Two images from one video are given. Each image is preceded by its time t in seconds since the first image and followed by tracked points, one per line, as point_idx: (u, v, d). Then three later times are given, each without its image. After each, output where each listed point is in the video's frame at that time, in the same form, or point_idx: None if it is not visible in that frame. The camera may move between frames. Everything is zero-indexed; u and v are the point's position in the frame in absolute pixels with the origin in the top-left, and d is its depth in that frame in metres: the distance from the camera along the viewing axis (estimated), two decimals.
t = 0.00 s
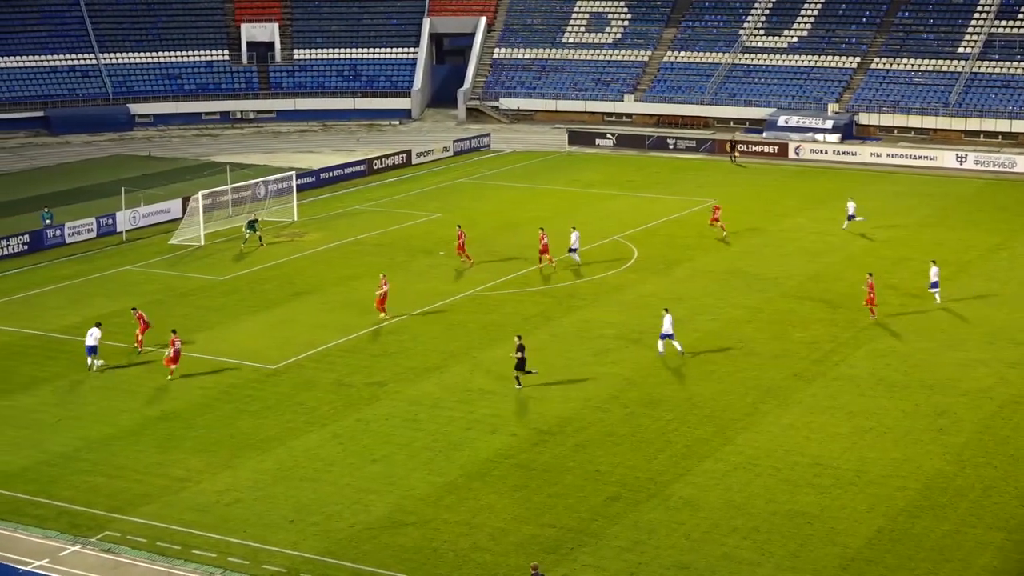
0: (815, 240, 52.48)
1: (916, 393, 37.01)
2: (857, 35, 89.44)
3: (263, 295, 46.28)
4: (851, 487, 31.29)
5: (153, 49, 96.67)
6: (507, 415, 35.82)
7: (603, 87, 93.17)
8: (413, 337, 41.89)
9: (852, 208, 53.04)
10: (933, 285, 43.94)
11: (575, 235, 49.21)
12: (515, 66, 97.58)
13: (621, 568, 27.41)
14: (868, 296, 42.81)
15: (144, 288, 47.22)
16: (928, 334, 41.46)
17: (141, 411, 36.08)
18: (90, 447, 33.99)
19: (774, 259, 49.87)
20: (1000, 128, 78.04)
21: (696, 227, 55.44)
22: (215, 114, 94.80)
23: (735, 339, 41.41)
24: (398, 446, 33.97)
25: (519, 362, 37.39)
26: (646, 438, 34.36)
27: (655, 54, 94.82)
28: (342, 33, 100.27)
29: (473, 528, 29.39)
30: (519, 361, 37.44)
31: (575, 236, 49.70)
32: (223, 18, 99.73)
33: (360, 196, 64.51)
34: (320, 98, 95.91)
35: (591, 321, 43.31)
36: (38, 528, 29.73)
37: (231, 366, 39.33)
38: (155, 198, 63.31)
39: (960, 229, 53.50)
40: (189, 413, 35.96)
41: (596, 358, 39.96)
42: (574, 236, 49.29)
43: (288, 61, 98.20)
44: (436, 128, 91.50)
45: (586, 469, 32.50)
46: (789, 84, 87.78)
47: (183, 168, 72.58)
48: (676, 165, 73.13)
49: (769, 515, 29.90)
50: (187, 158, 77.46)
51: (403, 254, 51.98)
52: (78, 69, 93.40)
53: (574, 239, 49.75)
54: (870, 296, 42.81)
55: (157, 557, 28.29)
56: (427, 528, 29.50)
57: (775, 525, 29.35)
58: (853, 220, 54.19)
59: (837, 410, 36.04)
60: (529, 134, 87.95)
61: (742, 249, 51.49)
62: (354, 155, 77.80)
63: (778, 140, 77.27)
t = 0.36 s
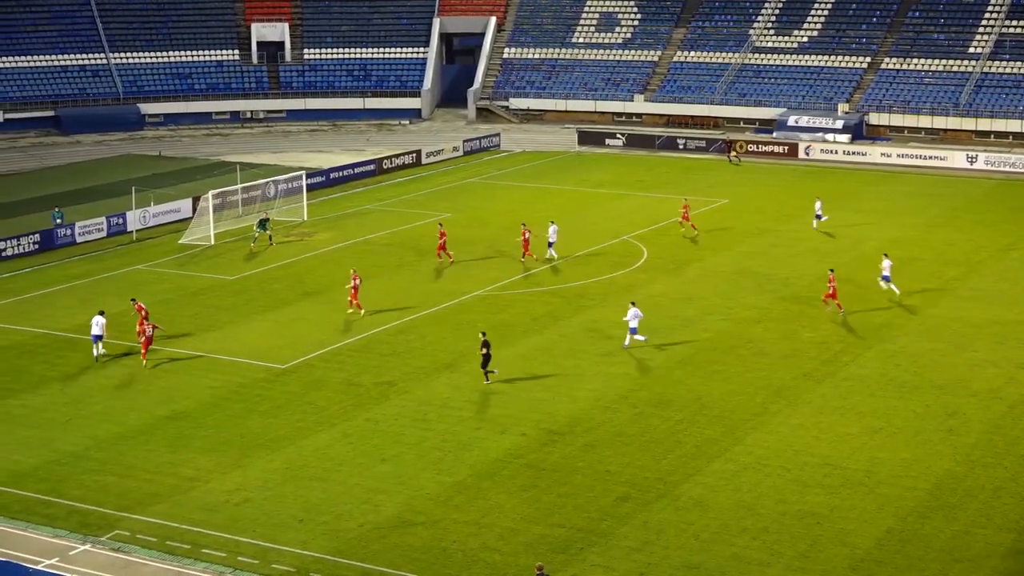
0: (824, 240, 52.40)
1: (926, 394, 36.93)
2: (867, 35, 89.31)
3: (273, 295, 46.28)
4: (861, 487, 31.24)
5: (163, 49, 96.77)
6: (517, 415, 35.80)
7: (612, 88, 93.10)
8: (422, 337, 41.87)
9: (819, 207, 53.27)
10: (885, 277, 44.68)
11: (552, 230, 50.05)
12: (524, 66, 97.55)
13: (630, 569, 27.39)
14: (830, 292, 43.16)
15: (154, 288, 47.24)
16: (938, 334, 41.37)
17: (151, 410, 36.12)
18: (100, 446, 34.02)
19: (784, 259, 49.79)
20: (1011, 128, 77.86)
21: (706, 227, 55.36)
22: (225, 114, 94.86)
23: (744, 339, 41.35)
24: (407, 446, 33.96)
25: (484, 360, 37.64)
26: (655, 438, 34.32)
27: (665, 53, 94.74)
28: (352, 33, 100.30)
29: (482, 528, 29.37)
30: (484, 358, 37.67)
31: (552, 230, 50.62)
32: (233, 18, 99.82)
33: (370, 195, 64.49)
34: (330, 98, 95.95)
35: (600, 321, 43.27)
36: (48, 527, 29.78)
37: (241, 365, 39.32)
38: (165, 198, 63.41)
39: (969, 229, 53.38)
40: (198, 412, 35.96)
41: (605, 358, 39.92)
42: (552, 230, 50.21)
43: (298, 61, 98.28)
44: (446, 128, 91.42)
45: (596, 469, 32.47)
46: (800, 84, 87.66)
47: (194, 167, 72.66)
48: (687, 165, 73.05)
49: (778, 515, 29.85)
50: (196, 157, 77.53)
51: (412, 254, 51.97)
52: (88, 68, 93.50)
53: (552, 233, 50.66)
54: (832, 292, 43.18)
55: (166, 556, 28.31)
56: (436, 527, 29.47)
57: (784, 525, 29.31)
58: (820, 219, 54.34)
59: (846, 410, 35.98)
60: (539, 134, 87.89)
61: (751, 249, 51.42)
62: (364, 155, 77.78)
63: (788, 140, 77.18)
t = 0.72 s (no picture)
0: (833, 241, 52.33)
1: (934, 394, 36.87)
2: (876, 35, 89.18)
3: (280, 295, 46.31)
4: (868, 488, 31.19)
5: (171, 49, 96.86)
6: (524, 415, 35.78)
7: (620, 88, 93.04)
8: (430, 337, 41.87)
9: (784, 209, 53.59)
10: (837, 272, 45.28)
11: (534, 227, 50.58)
12: (532, 66, 97.53)
13: (637, 569, 27.36)
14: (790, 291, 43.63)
15: (162, 287, 47.29)
16: (946, 335, 41.29)
17: (158, 409, 36.14)
18: (107, 446, 34.04)
19: (792, 260, 49.74)
20: (1019, 129, 77.74)
21: (713, 228, 55.31)
22: (232, 114, 94.94)
23: (752, 339, 41.30)
24: (414, 446, 33.96)
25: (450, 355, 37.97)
26: (663, 439, 34.29)
27: (673, 54, 94.67)
28: (360, 33, 100.29)
29: (490, 528, 29.37)
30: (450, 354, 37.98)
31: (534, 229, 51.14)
32: (240, 18, 99.92)
33: (378, 196, 64.50)
34: (338, 98, 95.89)
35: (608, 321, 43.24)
36: (56, 527, 29.81)
37: (248, 365, 39.33)
38: (173, 198, 63.46)
39: (977, 230, 53.28)
40: (206, 412, 35.97)
41: (612, 358, 39.90)
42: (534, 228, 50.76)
43: (306, 61, 98.31)
44: (454, 128, 91.52)
45: (603, 469, 32.45)
46: (807, 84, 87.53)
47: (201, 167, 72.76)
48: (696, 166, 73.01)
49: (786, 516, 29.81)
50: (204, 157, 77.62)
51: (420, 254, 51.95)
52: (96, 69, 93.61)
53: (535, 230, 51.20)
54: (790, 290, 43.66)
55: (174, 556, 28.33)
56: (444, 528, 29.47)
57: (791, 526, 29.27)
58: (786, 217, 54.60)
59: (854, 411, 35.93)
60: (546, 134, 87.85)
61: (758, 249, 51.35)
62: (371, 155, 77.84)
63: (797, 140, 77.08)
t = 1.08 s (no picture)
0: (839, 241, 52.29)
1: (940, 395, 36.83)
2: (881, 35, 89.11)
3: (285, 295, 46.33)
4: (873, 488, 31.17)
5: (177, 49, 96.96)
6: (530, 416, 35.78)
7: (625, 88, 93.06)
8: (435, 337, 41.89)
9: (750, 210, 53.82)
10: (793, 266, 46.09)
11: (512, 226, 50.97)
12: (538, 66, 97.52)
13: (642, 569, 27.36)
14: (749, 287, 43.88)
15: (168, 287, 47.32)
16: (952, 335, 41.25)
17: (164, 408, 36.18)
18: (113, 446, 34.07)
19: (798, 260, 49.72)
20: None
21: (719, 228, 55.30)
22: (238, 114, 95.01)
23: (758, 339, 41.28)
24: (420, 446, 33.96)
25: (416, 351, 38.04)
26: (668, 439, 34.28)
27: (679, 54, 94.67)
28: (365, 33, 100.33)
29: (495, 529, 29.38)
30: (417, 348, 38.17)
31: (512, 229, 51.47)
32: (246, 18, 99.96)
33: (383, 196, 64.55)
34: (343, 98, 96.15)
35: (614, 321, 43.25)
36: (62, 526, 29.84)
37: (254, 365, 39.35)
38: (179, 198, 63.54)
39: (983, 230, 53.24)
40: (211, 412, 35.99)
41: (618, 359, 39.89)
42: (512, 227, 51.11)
43: (312, 62, 98.35)
44: (460, 128, 91.61)
45: (609, 470, 32.45)
46: (813, 84, 87.45)
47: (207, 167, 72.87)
48: (703, 166, 73.02)
49: (791, 517, 29.79)
50: (209, 157, 77.71)
51: (425, 254, 51.98)
52: (102, 69, 93.74)
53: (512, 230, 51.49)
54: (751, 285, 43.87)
55: (179, 555, 28.35)
56: (449, 528, 29.48)
57: (795, 525, 29.27)
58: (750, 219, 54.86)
59: (859, 411, 35.91)
60: (552, 134, 87.85)
61: (764, 249, 51.32)
62: (377, 155, 77.90)
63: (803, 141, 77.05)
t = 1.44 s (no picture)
0: (853, 241, 51.38)
1: (960, 398, 35.92)
2: (898, 29, 88.25)
3: (288, 295, 45.57)
4: (890, 494, 30.27)
5: (178, 44, 96.45)
6: (537, 419, 34.96)
7: (636, 84, 92.18)
8: (441, 338, 41.10)
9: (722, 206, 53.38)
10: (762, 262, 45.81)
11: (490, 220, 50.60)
12: (547, 62, 96.73)
13: None
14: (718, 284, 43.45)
15: (170, 287, 46.62)
16: (971, 337, 40.32)
17: (164, 410, 35.45)
18: (112, 449, 33.35)
19: (811, 260, 48.84)
20: None
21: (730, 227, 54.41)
22: (240, 110, 94.30)
23: (771, 341, 40.39)
24: (426, 449, 33.16)
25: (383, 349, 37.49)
26: (680, 443, 33.43)
27: (691, 49, 93.87)
28: (370, 27, 99.72)
29: (502, 534, 28.56)
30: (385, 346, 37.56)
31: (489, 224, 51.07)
32: (250, 13, 99.49)
33: (389, 194, 63.82)
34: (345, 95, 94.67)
35: (624, 322, 42.41)
36: (60, 531, 29.12)
37: (256, 366, 38.59)
38: (179, 196, 62.85)
39: (1001, 230, 52.28)
40: (213, 414, 35.24)
41: (628, 360, 39.06)
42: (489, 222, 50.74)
43: (315, 57, 97.65)
44: (467, 125, 90.88)
45: (619, 474, 31.61)
46: (829, 80, 86.59)
47: (210, 164, 72.28)
48: (716, 163, 72.14)
49: (808, 522, 28.91)
50: (211, 154, 77.09)
51: (431, 254, 51.17)
52: (103, 64, 93.16)
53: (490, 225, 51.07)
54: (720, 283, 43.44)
55: (179, 560, 27.60)
56: (456, 533, 28.68)
57: (811, 532, 28.39)
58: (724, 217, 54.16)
59: (876, 415, 35.00)
60: (562, 131, 87.06)
61: (776, 250, 50.44)
62: (382, 152, 77.20)
63: (817, 138, 76.15)
